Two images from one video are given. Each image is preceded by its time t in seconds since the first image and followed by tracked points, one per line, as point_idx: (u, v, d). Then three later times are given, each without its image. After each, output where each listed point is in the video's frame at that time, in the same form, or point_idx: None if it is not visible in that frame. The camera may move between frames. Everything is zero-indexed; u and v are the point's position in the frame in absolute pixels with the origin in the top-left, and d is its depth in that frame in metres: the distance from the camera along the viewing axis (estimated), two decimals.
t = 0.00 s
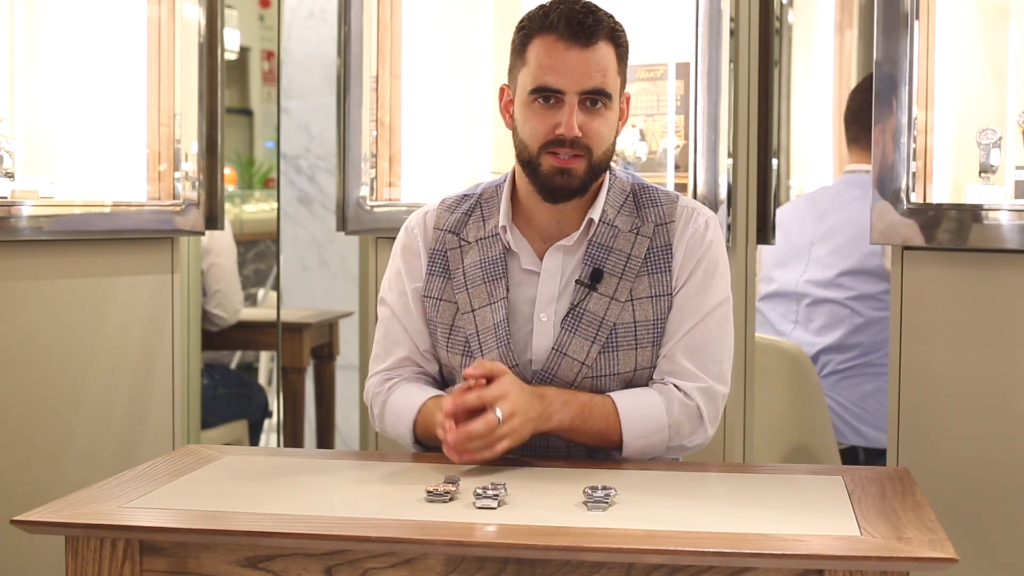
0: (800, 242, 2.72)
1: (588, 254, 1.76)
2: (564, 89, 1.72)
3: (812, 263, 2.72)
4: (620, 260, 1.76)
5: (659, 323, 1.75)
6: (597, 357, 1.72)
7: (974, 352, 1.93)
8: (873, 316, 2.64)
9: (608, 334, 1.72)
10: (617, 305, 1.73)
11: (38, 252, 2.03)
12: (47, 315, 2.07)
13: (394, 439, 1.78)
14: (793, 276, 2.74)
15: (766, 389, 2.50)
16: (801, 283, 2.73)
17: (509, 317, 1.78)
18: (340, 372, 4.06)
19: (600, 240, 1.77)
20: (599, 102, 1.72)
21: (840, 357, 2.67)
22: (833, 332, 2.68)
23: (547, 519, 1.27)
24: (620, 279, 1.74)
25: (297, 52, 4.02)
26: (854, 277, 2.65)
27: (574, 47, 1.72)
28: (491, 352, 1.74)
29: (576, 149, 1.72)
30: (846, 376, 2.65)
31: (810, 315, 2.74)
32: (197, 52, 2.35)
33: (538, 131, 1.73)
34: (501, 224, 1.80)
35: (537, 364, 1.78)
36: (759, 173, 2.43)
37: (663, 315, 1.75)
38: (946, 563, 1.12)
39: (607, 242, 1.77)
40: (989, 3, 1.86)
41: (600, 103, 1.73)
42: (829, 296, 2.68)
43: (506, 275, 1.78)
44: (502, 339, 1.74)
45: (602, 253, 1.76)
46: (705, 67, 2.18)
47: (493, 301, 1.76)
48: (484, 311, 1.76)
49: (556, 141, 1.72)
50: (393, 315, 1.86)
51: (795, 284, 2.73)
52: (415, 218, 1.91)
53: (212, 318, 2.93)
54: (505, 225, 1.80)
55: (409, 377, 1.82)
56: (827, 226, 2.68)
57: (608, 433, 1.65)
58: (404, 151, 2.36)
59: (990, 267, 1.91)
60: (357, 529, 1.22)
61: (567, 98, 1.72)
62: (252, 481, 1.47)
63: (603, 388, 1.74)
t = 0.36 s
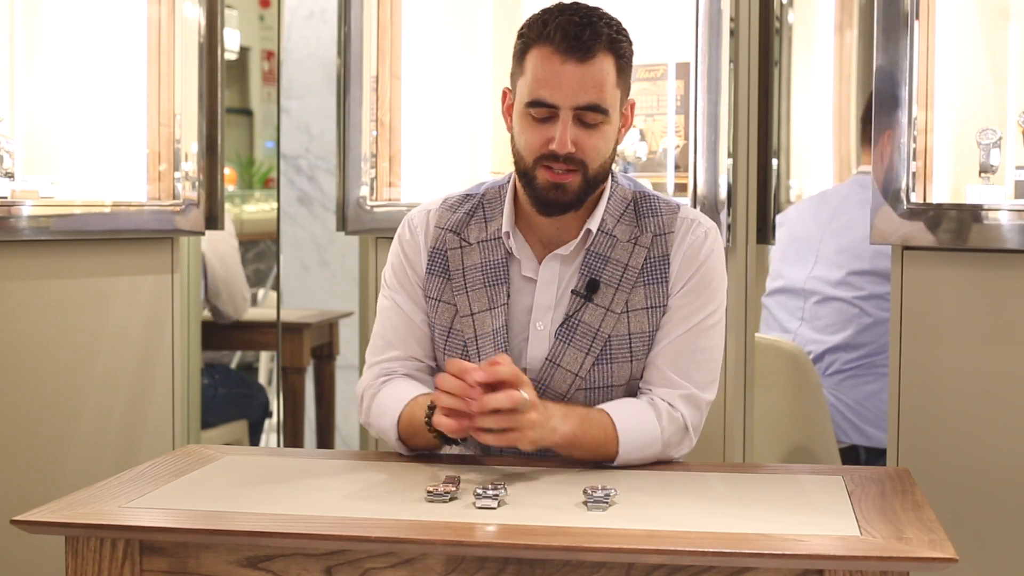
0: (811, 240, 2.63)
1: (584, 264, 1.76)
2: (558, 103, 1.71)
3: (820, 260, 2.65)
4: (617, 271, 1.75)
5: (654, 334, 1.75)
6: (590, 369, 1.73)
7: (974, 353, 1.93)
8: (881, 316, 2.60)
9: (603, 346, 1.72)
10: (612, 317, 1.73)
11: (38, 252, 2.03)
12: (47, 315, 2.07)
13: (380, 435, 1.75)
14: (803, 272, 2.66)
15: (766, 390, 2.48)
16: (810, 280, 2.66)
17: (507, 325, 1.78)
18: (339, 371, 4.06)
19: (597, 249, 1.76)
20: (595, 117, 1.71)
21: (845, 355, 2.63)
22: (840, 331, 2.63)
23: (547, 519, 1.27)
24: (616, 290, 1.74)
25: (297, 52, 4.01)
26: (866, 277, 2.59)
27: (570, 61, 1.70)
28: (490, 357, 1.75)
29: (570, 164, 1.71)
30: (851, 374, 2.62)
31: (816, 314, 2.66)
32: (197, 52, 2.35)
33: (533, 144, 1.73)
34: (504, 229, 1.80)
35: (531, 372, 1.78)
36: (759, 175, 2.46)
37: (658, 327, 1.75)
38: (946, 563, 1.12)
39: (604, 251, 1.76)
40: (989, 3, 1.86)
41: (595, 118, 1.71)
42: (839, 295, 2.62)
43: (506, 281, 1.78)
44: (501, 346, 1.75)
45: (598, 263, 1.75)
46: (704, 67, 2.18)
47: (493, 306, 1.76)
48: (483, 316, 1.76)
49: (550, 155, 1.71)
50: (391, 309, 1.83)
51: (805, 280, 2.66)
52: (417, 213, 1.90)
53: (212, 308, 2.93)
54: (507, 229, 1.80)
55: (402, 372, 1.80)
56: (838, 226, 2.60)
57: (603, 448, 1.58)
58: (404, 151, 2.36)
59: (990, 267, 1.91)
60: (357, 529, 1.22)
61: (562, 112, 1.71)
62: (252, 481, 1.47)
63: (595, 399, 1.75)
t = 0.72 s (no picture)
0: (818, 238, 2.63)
1: (587, 265, 1.75)
2: (544, 117, 1.69)
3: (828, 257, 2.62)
4: (620, 271, 1.75)
5: (659, 336, 1.74)
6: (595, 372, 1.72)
7: (975, 353, 1.93)
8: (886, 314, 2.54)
9: (606, 349, 1.72)
10: (616, 319, 1.73)
11: (38, 252, 2.03)
12: (47, 315, 2.07)
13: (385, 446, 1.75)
14: (809, 270, 2.63)
15: (766, 389, 2.50)
16: (818, 277, 2.63)
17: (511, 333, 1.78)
18: (339, 371, 4.06)
19: (599, 250, 1.76)
20: (583, 126, 1.69)
21: (850, 351, 2.58)
22: (845, 328, 2.58)
23: (547, 519, 1.27)
24: (619, 291, 1.74)
25: (297, 52, 4.01)
26: (874, 273, 2.54)
27: (549, 74, 1.68)
28: (493, 366, 1.73)
29: (564, 176, 1.70)
30: (855, 372, 2.59)
31: (823, 310, 2.63)
32: (197, 52, 2.35)
33: (524, 160, 1.71)
34: (503, 236, 1.79)
35: (535, 378, 1.77)
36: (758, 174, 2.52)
37: (662, 328, 1.74)
38: (946, 563, 1.12)
39: (606, 253, 1.76)
40: (989, 3, 1.85)
41: (583, 126, 1.69)
42: (845, 292, 2.57)
43: (509, 287, 1.78)
44: (504, 354, 1.73)
45: (600, 264, 1.75)
46: (704, 67, 2.18)
47: (496, 313, 1.76)
48: (486, 324, 1.76)
49: (542, 170, 1.70)
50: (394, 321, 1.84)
51: (810, 278, 2.63)
52: (414, 220, 1.89)
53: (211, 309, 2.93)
54: (507, 235, 1.79)
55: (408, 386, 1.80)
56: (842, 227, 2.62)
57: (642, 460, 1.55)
58: (404, 151, 2.36)
59: (989, 268, 1.90)
60: (357, 529, 1.22)
61: (548, 126, 1.69)
62: (251, 481, 1.47)
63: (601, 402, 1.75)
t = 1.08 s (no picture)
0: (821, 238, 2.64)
1: (584, 266, 1.76)
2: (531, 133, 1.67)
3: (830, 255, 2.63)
4: (617, 272, 1.75)
5: (657, 337, 1.75)
6: (594, 374, 1.73)
7: (975, 353, 1.93)
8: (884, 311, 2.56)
9: (605, 351, 1.72)
10: (614, 321, 1.73)
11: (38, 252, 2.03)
12: (47, 315, 2.07)
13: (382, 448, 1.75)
14: (810, 269, 2.64)
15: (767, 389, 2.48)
16: (819, 275, 2.63)
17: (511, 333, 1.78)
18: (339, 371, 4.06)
19: (596, 251, 1.76)
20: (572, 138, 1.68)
21: (848, 349, 2.60)
22: (844, 325, 2.60)
23: (547, 519, 1.27)
24: (616, 292, 1.74)
25: (297, 52, 4.01)
26: (875, 271, 2.57)
27: (533, 90, 1.66)
28: (492, 366, 1.74)
29: (557, 189, 1.69)
30: (853, 369, 2.61)
31: (822, 309, 2.64)
32: (197, 52, 2.35)
33: (516, 176, 1.71)
34: (503, 234, 1.80)
35: (535, 380, 1.77)
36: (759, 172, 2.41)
37: (660, 330, 1.75)
38: (947, 563, 1.12)
39: (603, 254, 1.76)
40: (989, 2, 1.85)
41: (572, 138, 1.68)
42: (845, 290, 2.59)
43: (507, 286, 1.78)
44: (504, 355, 1.74)
45: (598, 265, 1.75)
46: (704, 67, 2.17)
47: (494, 313, 1.75)
48: (484, 323, 1.75)
49: (535, 186, 1.70)
50: (390, 318, 1.83)
51: (811, 277, 2.64)
52: (409, 216, 1.89)
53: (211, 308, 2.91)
54: (506, 234, 1.80)
55: (404, 387, 1.80)
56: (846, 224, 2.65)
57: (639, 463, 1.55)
58: (404, 150, 2.36)
59: (989, 267, 1.90)
60: (357, 530, 1.22)
61: (536, 141, 1.68)
62: (251, 482, 1.47)
63: (599, 405, 1.75)
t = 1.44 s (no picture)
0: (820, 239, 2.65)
1: (579, 265, 1.76)
2: (546, 112, 1.68)
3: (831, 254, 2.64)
4: (612, 271, 1.75)
5: (653, 337, 1.75)
6: (589, 373, 1.72)
7: (974, 353, 1.93)
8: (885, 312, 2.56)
9: (600, 350, 1.72)
10: (609, 319, 1.73)
11: (38, 252, 2.03)
12: (48, 315, 2.07)
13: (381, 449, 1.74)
14: (811, 269, 2.64)
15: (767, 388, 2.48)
16: (820, 275, 2.64)
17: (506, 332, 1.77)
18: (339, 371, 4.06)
19: (592, 250, 1.76)
20: (585, 123, 1.69)
21: (850, 349, 2.60)
22: (846, 325, 2.60)
23: (547, 519, 1.27)
24: (611, 291, 1.74)
25: (297, 52, 4.01)
26: (876, 271, 2.57)
27: (555, 71, 1.67)
28: (488, 365, 1.74)
29: (564, 173, 1.69)
30: (854, 369, 2.61)
31: (824, 308, 2.64)
32: (197, 52, 2.35)
33: (523, 156, 1.70)
34: (497, 232, 1.80)
35: (530, 381, 1.77)
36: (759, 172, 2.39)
37: (655, 329, 1.75)
38: (946, 563, 1.12)
39: (598, 252, 1.76)
40: (989, 2, 1.85)
41: (586, 123, 1.69)
42: (847, 290, 2.60)
43: (502, 285, 1.78)
44: (500, 353, 1.74)
45: (593, 264, 1.75)
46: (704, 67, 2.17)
47: (490, 312, 1.76)
48: (480, 322, 1.75)
49: (543, 166, 1.69)
50: (387, 320, 1.83)
51: (812, 277, 2.64)
52: (404, 218, 1.90)
53: (211, 308, 2.91)
54: (500, 232, 1.80)
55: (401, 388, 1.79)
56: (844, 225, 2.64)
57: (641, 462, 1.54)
58: (404, 150, 2.36)
59: (990, 267, 1.90)
60: (357, 529, 1.22)
61: (550, 121, 1.68)
62: (251, 481, 1.47)
63: (594, 404, 1.75)
